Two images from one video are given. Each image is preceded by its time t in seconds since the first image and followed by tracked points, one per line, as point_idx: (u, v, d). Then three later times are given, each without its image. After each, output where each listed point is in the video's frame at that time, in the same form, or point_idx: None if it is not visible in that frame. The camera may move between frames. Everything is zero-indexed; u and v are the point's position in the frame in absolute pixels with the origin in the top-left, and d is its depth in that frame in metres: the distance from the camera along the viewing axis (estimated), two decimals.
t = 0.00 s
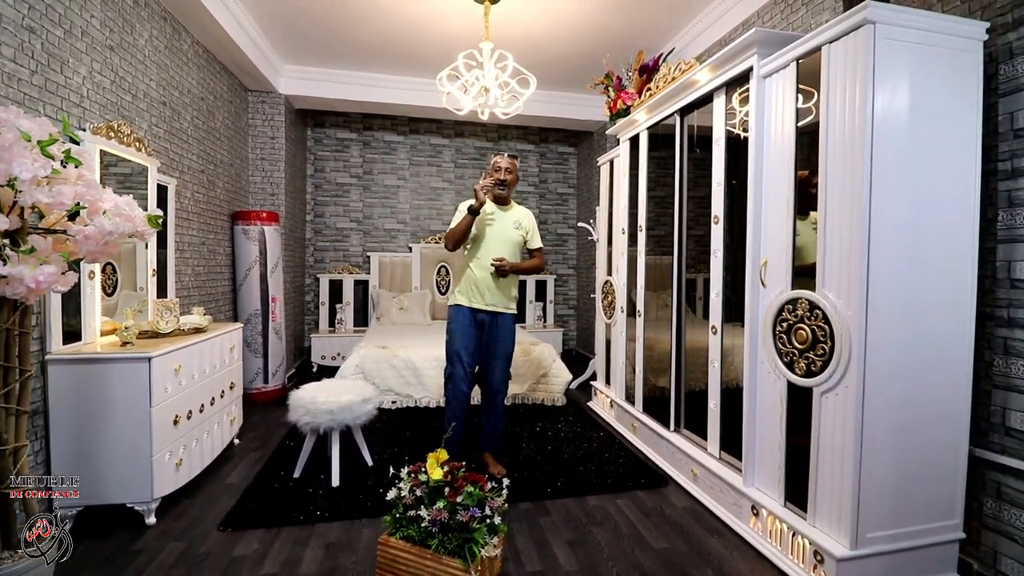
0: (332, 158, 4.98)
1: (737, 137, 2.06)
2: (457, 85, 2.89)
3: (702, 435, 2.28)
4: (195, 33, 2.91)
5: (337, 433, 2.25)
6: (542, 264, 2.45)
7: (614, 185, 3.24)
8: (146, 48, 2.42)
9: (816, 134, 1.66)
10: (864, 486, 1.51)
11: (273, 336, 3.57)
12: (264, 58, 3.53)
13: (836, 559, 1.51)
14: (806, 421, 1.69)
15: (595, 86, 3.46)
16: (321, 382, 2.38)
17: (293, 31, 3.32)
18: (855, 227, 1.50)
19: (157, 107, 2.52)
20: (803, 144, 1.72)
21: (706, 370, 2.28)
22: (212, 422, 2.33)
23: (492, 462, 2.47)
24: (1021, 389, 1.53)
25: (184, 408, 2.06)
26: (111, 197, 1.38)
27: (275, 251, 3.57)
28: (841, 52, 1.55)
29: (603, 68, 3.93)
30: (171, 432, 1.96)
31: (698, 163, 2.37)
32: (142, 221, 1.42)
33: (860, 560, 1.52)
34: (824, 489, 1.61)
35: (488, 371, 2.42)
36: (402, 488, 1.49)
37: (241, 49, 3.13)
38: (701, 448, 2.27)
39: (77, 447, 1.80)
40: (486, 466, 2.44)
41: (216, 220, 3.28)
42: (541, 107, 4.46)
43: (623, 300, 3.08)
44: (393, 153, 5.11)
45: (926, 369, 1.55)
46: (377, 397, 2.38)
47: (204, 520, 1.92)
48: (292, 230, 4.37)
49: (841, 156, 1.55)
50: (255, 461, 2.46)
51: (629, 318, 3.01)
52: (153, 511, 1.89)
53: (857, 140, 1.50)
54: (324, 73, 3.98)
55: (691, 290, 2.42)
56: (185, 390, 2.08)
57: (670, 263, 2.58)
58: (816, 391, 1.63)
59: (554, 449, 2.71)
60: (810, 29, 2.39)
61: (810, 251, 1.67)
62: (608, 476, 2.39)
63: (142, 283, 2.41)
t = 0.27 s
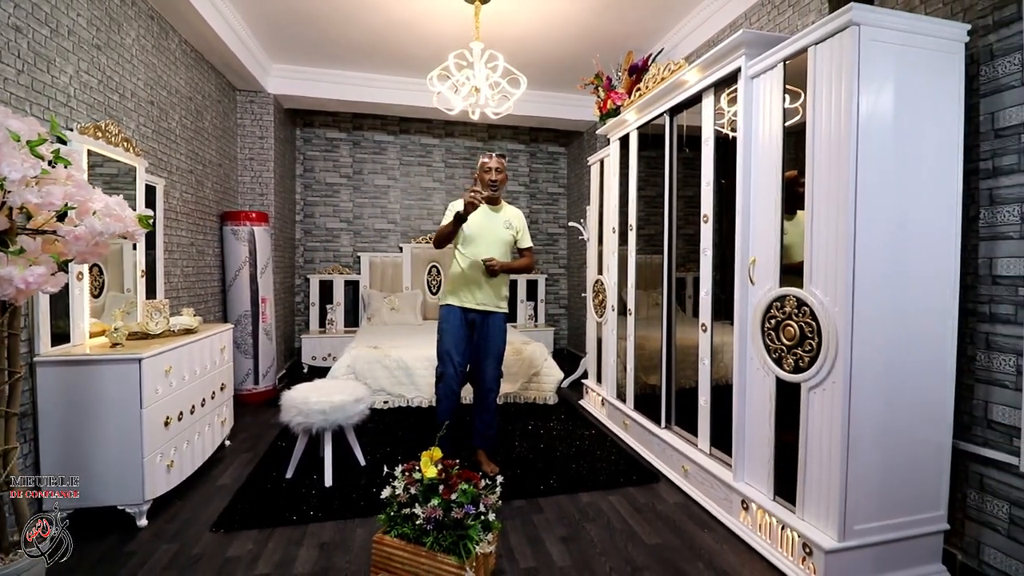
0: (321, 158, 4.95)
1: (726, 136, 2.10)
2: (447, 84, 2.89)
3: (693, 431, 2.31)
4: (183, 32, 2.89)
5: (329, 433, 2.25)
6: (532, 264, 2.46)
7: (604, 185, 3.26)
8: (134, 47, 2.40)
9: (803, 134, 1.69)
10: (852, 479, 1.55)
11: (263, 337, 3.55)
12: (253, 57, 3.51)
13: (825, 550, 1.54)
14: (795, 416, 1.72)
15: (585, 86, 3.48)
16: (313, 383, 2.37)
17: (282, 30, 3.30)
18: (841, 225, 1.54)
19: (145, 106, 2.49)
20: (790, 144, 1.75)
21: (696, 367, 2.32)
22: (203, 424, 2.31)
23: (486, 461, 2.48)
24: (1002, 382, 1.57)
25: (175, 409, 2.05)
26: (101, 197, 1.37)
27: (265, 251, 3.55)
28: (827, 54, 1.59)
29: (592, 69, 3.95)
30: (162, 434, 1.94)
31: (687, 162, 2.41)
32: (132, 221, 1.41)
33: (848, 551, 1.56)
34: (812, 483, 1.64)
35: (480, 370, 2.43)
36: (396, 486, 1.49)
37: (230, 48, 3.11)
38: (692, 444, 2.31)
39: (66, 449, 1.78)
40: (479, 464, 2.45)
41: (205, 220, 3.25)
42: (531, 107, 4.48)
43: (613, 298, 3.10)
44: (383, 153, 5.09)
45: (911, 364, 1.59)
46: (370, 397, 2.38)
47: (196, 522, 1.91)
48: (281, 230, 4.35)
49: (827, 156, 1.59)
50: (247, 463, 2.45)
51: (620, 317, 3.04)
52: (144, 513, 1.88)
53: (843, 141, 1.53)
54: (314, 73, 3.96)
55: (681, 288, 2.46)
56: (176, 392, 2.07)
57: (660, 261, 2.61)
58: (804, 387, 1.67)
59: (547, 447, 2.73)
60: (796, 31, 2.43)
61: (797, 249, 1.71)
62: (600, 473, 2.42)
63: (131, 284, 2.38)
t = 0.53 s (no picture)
0: (315, 158, 4.93)
1: (721, 137, 2.12)
2: (442, 84, 2.89)
3: (688, 430, 2.34)
4: (176, 31, 2.87)
5: (326, 433, 2.24)
6: (522, 261, 2.48)
7: (598, 185, 3.28)
8: (126, 45, 2.38)
9: (797, 136, 1.71)
10: (845, 475, 1.57)
11: (257, 338, 3.53)
12: (246, 57, 3.49)
13: (819, 546, 1.57)
14: (789, 414, 1.74)
15: (580, 86, 3.50)
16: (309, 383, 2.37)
17: (276, 30, 3.29)
18: (834, 226, 1.56)
19: (137, 106, 2.48)
20: (784, 145, 1.77)
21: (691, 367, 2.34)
22: (198, 425, 2.30)
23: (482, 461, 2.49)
24: (992, 380, 1.61)
25: (170, 411, 2.03)
26: (96, 198, 1.37)
27: (259, 251, 3.53)
28: (820, 57, 1.61)
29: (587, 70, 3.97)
30: (157, 435, 1.93)
31: (681, 163, 2.43)
32: (128, 221, 1.41)
33: (841, 547, 1.58)
34: (806, 479, 1.67)
35: (476, 369, 2.43)
36: (395, 486, 1.49)
37: (223, 47, 3.09)
38: (687, 442, 2.33)
39: (60, 451, 1.77)
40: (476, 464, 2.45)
41: (198, 220, 3.23)
42: (525, 107, 4.49)
43: (608, 298, 3.12)
44: (377, 153, 5.08)
45: (902, 361, 1.62)
46: (366, 397, 2.38)
47: (192, 523, 1.90)
48: (275, 230, 4.32)
49: (820, 158, 1.61)
50: (242, 464, 2.44)
51: (615, 316, 3.06)
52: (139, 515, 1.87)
53: (836, 142, 1.56)
54: (308, 73, 3.95)
55: (675, 288, 2.48)
56: (171, 393, 2.05)
57: (655, 261, 2.63)
58: (798, 385, 1.69)
59: (542, 446, 2.74)
60: (789, 33, 2.46)
61: (791, 249, 1.73)
62: (597, 472, 2.43)
63: (124, 285, 2.36)
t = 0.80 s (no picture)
0: (313, 157, 4.93)
1: (720, 137, 2.13)
2: (442, 84, 2.89)
3: (687, 428, 2.34)
4: (175, 31, 2.86)
5: (327, 433, 2.24)
6: (509, 258, 2.46)
7: (597, 185, 3.29)
8: (126, 45, 2.38)
9: (796, 135, 1.72)
10: (844, 473, 1.58)
11: (256, 338, 3.53)
12: (245, 57, 3.49)
13: (818, 544, 1.57)
14: (788, 412, 1.75)
15: (579, 86, 3.50)
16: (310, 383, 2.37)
17: (275, 29, 3.28)
18: (833, 225, 1.57)
19: (137, 105, 2.47)
20: (783, 145, 1.78)
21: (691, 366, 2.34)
22: (198, 425, 2.30)
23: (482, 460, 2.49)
24: (990, 378, 1.62)
25: (171, 410, 2.03)
26: (97, 198, 1.37)
27: (258, 251, 3.53)
28: (818, 57, 1.62)
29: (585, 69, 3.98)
30: (158, 435, 1.93)
31: (680, 163, 2.43)
32: (129, 221, 1.41)
33: (840, 544, 1.59)
34: (805, 477, 1.67)
35: (468, 367, 2.44)
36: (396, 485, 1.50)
37: (222, 47, 3.09)
38: (687, 441, 2.34)
39: (61, 451, 1.77)
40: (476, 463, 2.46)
41: (197, 220, 3.22)
42: (524, 107, 4.50)
43: (608, 297, 3.13)
44: (376, 153, 5.08)
45: (900, 359, 1.63)
46: (366, 396, 2.38)
47: (193, 523, 1.90)
48: (274, 230, 4.32)
49: (819, 157, 1.62)
50: (242, 464, 2.44)
51: (614, 316, 3.07)
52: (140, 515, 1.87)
53: (835, 141, 1.57)
54: (306, 73, 3.94)
55: (675, 287, 2.48)
56: (171, 393, 2.05)
57: (654, 260, 2.64)
58: (798, 383, 1.70)
59: (542, 445, 2.74)
60: (787, 33, 2.47)
61: (790, 248, 1.74)
62: (597, 471, 2.43)
63: (124, 284, 2.36)
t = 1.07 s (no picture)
0: (314, 157, 4.94)
1: (720, 136, 2.13)
2: (442, 83, 2.89)
3: (688, 427, 2.35)
4: (176, 31, 2.87)
5: (328, 432, 2.25)
6: (496, 255, 2.45)
7: (598, 185, 3.30)
8: (127, 46, 2.39)
9: (795, 134, 1.73)
10: (844, 470, 1.58)
11: (257, 338, 3.53)
12: (246, 57, 3.50)
13: (819, 541, 1.58)
14: (789, 410, 1.76)
15: (580, 86, 3.50)
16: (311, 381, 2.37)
17: (275, 29, 3.29)
18: (833, 223, 1.57)
19: (138, 106, 2.48)
20: (783, 144, 1.78)
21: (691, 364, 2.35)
22: (200, 424, 2.30)
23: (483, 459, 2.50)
24: (989, 375, 1.62)
25: (173, 410, 2.04)
26: (100, 197, 1.37)
27: (259, 251, 3.54)
28: (818, 55, 1.63)
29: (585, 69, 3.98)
30: (160, 434, 1.94)
31: (681, 162, 2.44)
32: (132, 220, 1.41)
33: (841, 542, 1.59)
34: (806, 475, 1.68)
35: (459, 365, 2.44)
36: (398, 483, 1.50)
37: (223, 47, 3.09)
38: (687, 440, 2.34)
39: (63, 450, 1.78)
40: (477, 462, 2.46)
41: (199, 220, 3.23)
42: (524, 107, 4.50)
43: (608, 297, 3.13)
44: (377, 153, 5.09)
45: (901, 357, 1.63)
46: (367, 395, 2.38)
47: (195, 522, 1.91)
48: (275, 230, 4.33)
49: (819, 155, 1.62)
50: (243, 463, 2.45)
51: (615, 315, 3.07)
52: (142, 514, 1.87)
53: (834, 140, 1.57)
54: (307, 73, 3.95)
55: (675, 286, 2.49)
56: (173, 392, 2.06)
57: (654, 259, 2.65)
58: (798, 381, 1.70)
59: (543, 444, 2.75)
60: (787, 32, 2.47)
61: (791, 246, 1.74)
62: (598, 470, 2.44)
63: (126, 284, 2.37)
